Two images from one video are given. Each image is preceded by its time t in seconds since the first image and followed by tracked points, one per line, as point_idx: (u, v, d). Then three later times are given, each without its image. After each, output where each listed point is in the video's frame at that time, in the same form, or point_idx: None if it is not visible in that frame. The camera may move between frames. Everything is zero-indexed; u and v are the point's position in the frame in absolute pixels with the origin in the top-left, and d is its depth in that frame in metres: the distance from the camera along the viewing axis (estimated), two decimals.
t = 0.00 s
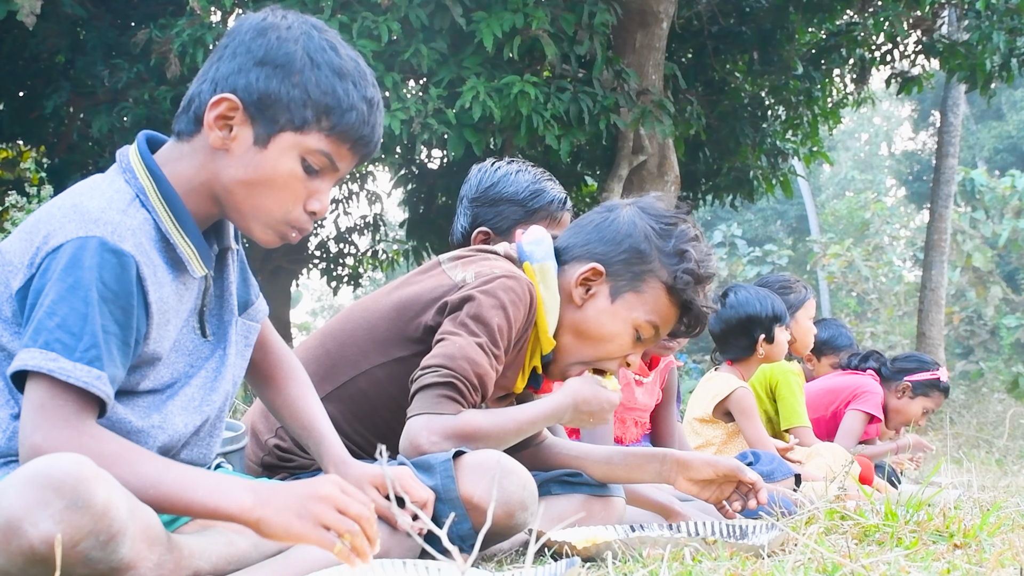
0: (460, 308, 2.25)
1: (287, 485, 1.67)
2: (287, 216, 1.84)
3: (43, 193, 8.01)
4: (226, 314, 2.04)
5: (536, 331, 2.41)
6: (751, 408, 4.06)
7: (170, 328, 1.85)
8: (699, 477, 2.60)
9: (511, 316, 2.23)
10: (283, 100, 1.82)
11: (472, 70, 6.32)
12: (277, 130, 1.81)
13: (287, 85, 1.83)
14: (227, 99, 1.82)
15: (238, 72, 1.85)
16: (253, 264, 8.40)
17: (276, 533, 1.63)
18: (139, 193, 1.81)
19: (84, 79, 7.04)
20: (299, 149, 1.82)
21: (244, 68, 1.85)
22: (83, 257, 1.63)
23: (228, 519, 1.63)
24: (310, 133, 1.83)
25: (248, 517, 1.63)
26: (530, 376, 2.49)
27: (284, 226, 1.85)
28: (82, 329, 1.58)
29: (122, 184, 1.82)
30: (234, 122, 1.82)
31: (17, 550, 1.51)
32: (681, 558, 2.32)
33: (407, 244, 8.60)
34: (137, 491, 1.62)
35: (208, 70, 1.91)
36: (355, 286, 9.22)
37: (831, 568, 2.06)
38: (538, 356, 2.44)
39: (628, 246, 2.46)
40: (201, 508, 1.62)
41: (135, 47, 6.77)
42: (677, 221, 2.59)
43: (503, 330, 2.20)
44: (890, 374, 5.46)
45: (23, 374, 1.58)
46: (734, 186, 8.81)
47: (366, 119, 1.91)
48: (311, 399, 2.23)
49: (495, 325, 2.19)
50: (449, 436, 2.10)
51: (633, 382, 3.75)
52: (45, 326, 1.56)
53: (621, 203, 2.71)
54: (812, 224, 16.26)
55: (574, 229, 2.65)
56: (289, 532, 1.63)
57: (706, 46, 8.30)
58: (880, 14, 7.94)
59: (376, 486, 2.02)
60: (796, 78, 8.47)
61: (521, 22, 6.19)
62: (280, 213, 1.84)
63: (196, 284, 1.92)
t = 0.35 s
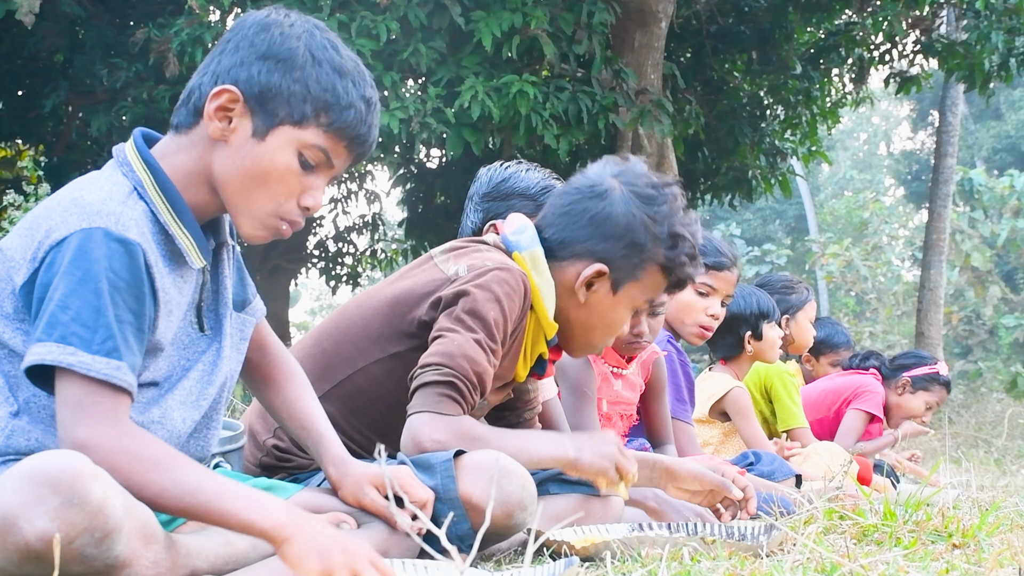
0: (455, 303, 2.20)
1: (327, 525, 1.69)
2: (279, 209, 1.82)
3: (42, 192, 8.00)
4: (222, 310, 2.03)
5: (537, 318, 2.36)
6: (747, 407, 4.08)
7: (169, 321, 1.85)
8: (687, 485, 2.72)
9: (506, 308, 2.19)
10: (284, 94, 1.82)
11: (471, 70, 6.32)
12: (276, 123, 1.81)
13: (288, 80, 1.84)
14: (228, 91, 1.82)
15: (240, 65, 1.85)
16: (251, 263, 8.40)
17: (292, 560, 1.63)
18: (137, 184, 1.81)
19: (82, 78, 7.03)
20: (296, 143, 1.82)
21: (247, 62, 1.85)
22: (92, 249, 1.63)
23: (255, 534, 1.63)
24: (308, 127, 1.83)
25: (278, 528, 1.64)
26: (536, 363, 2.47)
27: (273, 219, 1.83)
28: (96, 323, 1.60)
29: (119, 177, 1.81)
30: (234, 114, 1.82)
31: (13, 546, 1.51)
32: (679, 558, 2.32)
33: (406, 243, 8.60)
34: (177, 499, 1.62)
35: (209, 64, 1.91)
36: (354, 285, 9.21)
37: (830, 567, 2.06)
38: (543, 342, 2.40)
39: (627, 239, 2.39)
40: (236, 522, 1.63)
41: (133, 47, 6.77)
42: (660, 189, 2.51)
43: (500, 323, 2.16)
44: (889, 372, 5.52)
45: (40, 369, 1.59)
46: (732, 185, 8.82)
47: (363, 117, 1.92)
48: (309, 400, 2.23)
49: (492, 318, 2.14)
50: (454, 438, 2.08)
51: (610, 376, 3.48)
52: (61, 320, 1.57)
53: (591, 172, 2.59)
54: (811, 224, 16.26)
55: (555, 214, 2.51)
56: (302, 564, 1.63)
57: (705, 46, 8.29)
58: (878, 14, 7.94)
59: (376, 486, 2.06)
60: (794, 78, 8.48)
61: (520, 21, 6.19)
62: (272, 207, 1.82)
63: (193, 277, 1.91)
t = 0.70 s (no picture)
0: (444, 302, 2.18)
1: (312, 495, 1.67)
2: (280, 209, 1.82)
3: (43, 193, 8.00)
4: (225, 311, 2.04)
5: (531, 302, 2.37)
6: (748, 408, 4.10)
7: (172, 317, 1.86)
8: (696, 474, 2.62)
9: (497, 306, 2.19)
10: (288, 96, 1.83)
11: (472, 71, 6.32)
12: (280, 124, 1.82)
13: (293, 81, 1.85)
14: (233, 90, 1.83)
15: (246, 66, 1.86)
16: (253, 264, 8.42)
17: (267, 518, 1.61)
18: (142, 181, 1.82)
19: (84, 79, 7.03)
20: (299, 144, 1.82)
21: (253, 63, 1.87)
22: (93, 237, 1.65)
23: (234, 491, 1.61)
24: (312, 129, 1.84)
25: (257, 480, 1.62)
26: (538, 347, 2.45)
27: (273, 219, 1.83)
28: (94, 305, 1.60)
29: (124, 175, 1.82)
30: (239, 113, 1.83)
31: (13, 543, 1.52)
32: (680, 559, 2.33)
33: (407, 244, 8.60)
34: (153, 468, 1.60)
35: (215, 65, 1.92)
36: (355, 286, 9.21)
37: (831, 570, 2.07)
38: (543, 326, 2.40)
39: (607, 204, 2.51)
40: (217, 481, 1.61)
41: (135, 48, 6.77)
42: (620, 152, 2.66)
43: (493, 321, 2.17)
44: (895, 381, 5.45)
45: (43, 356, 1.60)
46: (733, 186, 8.83)
47: (366, 121, 1.93)
48: (309, 404, 2.24)
49: (484, 316, 2.15)
50: (458, 440, 2.08)
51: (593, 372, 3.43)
52: (57, 303, 1.58)
53: (546, 150, 2.67)
54: (812, 225, 16.26)
55: (528, 192, 2.57)
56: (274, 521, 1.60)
57: (706, 47, 8.28)
58: (880, 15, 7.95)
59: (376, 486, 2.05)
60: (796, 79, 8.48)
61: (521, 23, 6.19)
62: (272, 206, 1.82)
63: (196, 274, 1.92)
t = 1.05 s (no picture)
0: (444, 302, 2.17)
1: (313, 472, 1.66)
2: (280, 215, 1.81)
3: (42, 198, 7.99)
4: (224, 318, 2.03)
5: (527, 299, 2.35)
6: (746, 414, 4.09)
7: (172, 322, 1.85)
8: (697, 473, 2.49)
9: (491, 311, 2.17)
10: (290, 104, 1.82)
11: (471, 76, 6.31)
12: (282, 131, 1.81)
13: (295, 90, 1.84)
14: (235, 96, 1.82)
15: (249, 73, 1.85)
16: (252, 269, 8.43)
17: (276, 508, 1.61)
18: (143, 186, 1.81)
19: (83, 84, 7.02)
20: (300, 152, 1.81)
21: (256, 70, 1.85)
22: (96, 240, 1.64)
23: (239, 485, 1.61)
24: (313, 137, 1.82)
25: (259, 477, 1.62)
26: (533, 344, 2.44)
27: (274, 226, 1.82)
28: (97, 308, 1.59)
29: (126, 180, 1.81)
30: (240, 120, 1.82)
31: (14, 548, 1.51)
32: (680, 565, 2.30)
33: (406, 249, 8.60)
34: (155, 465, 1.60)
35: (218, 71, 1.91)
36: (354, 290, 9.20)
37: None
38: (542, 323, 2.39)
39: (596, 194, 2.55)
40: (218, 476, 1.60)
41: (134, 53, 6.76)
42: (595, 142, 2.70)
43: (486, 326, 2.14)
44: (888, 382, 5.50)
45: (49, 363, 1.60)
46: (732, 191, 8.86)
47: (367, 131, 1.92)
48: (306, 410, 2.22)
49: (478, 321, 2.13)
50: (452, 444, 2.04)
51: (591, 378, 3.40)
52: (62, 306, 1.57)
53: (524, 146, 2.68)
54: (811, 230, 16.27)
55: (515, 191, 2.57)
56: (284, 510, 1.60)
57: (705, 51, 8.29)
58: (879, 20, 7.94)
59: (374, 492, 2.02)
60: (795, 84, 8.49)
61: (521, 27, 6.17)
62: (272, 213, 1.81)
63: (197, 281, 1.91)
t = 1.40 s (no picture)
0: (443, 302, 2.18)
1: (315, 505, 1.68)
2: (279, 223, 1.81)
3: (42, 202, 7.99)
4: (225, 326, 2.03)
5: (521, 289, 2.37)
6: (747, 417, 4.09)
7: (174, 330, 1.86)
8: (698, 466, 2.48)
9: (495, 307, 2.18)
10: (293, 113, 1.83)
11: (472, 80, 6.32)
12: (284, 141, 1.81)
13: (299, 100, 1.84)
14: (239, 105, 1.83)
15: (253, 82, 1.86)
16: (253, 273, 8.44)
17: (277, 542, 1.62)
18: (146, 192, 1.82)
19: (84, 88, 7.03)
20: (302, 162, 1.82)
21: (260, 79, 1.86)
22: (99, 245, 1.64)
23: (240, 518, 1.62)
24: (315, 147, 1.83)
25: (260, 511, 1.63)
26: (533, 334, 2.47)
27: (273, 234, 1.83)
28: (103, 316, 1.60)
29: (129, 185, 1.82)
30: (244, 129, 1.82)
31: (11, 551, 1.51)
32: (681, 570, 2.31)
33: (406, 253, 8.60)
34: (160, 490, 1.61)
35: (222, 79, 1.92)
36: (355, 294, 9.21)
37: None
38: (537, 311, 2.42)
39: (555, 169, 2.60)
40: (217, 505, 1.61)
41: (135, 57, 6.77)
42: (536, 125, 2.75)
43: (491, 323, 2.15)
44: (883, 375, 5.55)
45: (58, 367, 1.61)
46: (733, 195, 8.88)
47: (370, 142, 1.92)
48: (308, 416, 2.23)
49: (483, 318, 2.13)
50: (464, 442, 2.04)
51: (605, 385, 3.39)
52: (67, 314, 1.58)
53: (470, 152, 2.71)
54: (812, 234, 16.28)
55: (476, 190, 2.59)
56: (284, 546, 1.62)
57: (705, 56, 8.30)
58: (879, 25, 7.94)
59: (375, 496, 2.06)
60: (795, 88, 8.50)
61: (521, 32, 6.18)
62: (271, 221, 1.81)
63: (198, 287, 1.91)
